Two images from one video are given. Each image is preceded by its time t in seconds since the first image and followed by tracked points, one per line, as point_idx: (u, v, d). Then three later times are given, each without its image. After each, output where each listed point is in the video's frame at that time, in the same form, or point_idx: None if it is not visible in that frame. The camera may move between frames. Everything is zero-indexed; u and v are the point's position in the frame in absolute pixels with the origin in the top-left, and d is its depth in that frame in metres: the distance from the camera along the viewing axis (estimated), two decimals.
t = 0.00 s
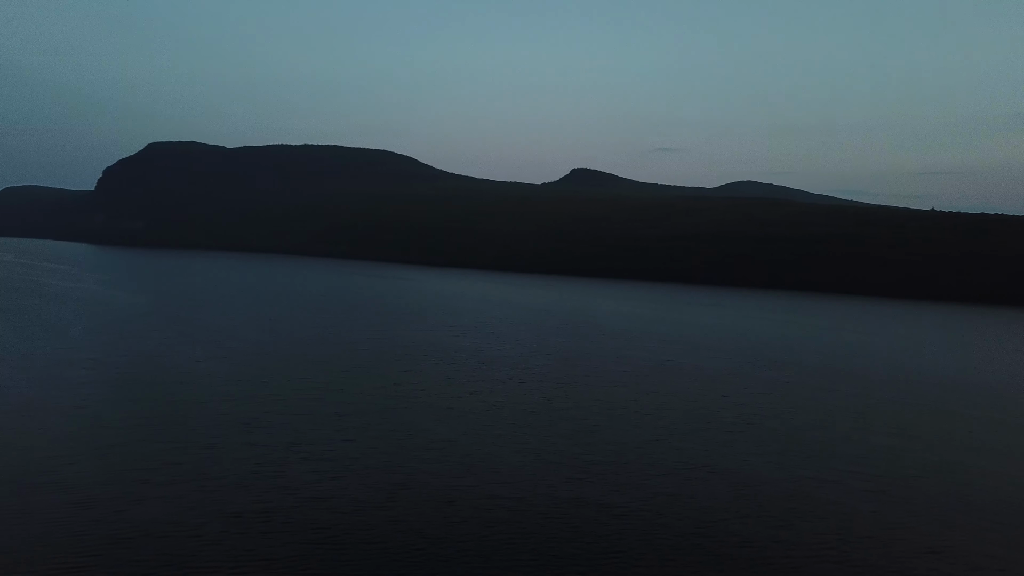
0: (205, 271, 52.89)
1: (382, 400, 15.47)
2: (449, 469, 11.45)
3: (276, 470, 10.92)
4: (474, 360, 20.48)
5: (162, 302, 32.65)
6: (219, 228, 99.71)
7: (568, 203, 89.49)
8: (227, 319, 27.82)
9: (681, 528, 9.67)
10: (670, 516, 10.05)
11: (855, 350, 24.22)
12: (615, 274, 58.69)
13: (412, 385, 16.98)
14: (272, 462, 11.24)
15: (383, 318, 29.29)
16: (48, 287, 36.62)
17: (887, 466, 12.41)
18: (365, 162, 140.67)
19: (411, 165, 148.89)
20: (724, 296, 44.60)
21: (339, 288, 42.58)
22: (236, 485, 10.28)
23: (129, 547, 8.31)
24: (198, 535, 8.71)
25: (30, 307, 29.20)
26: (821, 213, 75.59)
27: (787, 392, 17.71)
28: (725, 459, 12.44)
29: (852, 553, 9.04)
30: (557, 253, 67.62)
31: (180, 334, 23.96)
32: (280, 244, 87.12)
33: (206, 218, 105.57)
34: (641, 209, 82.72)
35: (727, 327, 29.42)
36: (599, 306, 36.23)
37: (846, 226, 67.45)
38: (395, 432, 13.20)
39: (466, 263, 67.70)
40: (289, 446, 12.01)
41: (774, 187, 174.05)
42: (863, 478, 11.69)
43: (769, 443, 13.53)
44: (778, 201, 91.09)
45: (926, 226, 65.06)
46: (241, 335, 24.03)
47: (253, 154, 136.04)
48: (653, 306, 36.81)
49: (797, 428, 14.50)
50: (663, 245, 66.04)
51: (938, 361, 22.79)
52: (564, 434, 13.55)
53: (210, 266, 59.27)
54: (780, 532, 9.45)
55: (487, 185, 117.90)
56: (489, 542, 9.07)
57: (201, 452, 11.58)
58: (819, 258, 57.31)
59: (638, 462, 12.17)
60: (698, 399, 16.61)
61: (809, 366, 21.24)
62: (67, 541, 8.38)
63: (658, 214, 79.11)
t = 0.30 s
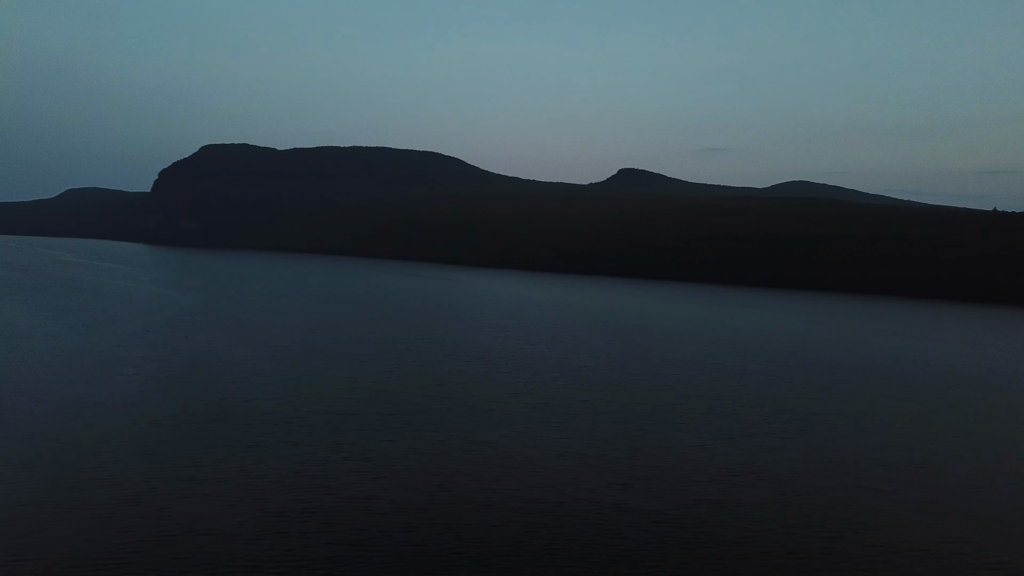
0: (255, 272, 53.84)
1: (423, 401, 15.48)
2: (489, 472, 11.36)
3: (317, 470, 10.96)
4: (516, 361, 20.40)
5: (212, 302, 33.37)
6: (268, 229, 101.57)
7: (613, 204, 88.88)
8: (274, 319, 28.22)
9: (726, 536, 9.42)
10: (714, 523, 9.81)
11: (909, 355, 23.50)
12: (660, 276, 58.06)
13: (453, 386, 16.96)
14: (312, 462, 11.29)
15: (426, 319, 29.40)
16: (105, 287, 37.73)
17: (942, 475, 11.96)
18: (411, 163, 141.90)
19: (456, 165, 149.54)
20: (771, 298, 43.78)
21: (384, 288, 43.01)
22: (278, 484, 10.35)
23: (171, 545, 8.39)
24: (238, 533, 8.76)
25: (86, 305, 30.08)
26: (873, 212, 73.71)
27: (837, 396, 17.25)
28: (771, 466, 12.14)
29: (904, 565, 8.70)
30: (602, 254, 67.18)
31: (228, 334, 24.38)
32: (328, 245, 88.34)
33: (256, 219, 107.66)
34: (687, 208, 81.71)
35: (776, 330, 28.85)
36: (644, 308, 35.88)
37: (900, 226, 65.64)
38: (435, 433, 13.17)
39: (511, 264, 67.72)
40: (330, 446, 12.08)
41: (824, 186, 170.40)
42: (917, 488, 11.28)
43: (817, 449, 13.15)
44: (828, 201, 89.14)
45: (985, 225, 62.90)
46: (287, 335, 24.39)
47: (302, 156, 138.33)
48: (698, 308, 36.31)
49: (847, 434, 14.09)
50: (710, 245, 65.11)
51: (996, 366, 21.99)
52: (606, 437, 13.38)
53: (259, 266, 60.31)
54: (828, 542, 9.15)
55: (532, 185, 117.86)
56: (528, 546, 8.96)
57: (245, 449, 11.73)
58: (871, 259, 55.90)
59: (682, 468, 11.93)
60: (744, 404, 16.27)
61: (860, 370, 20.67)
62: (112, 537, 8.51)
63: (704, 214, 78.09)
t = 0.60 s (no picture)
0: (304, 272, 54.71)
1: (466, 402, 15.46)
2: (529, 475, 11.25)
3: (358, 470, 11.00)
4: (560, 363, 20.27)
5: (262, 301, 33.97)
6: (317, 231, 103.24)
7: (660, 204, 88.02)
8: (322, 319, 28.59)
9: (771, 546, 9.15)
10: (758, 532, 9.55)
11: (968, 360, 22.71)
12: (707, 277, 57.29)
13: (495, 388, 16.91)
14: (353, 461, 11.34)
15: (471, 319, 29.45)
16: (159, 286, 38.80)
17: (1001, 486, 11.46)
18: (458, 162, 142.49)
19: (503, 165, 149.75)
20: (823, 300, 42.85)
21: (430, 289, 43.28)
22: (318, 483, 10.40)
23: (211, 542, 8.48)
24: (278, 532, 8.81)
25: (141, 304, 30.86)
26: (930, 212, 71.60)
27: (890, 403, 16.73)
28: (819, 474, 11.79)
29: None
30: (648, 255, 66.59)
31: (277, 333, 24.76)
32: (375, 246, 89.38)
33: (305, 220, 109.47)
34: (736, 208, 80.48)
35: (825, 333, 28.21)
36: (690, 309, 35.41)
37: (959, 226, 63.60)
38: (477, 435, 13.12)
39: (556, 266, 67.61)
40: (372, 446, 12.12)
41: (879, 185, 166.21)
42: (973, 500, 10.82)
43: (868, 457, 12.75)
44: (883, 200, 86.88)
45: None
46: (333, 334, 24.70)
47: (350, 157, 140.09)
48: (746, 310, 35.68)
49: (900, 442, 13.63)
50: (759, 246, 64.00)
51: None
52: (649, 442, 13.16)
53: (307, 267, 61.26)
54: (877, 555, 8.82)
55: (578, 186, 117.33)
56: (566, 551, 8.83)
57: (289, 448, 11.83)
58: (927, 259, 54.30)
59: (725, 474, 11.67)
60: (792, 409, 15.89)
61: (914, 375, 20.03)
62: (156, 534, 8.64)
63: (754, 214, 76.81)
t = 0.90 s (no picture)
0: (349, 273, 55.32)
1: (505, 403, 15.39)
2: (567, 478, 11.12)
3: (396, 470, 11.00)
4: (601, 365, 20.08)
5: (306, 301, 34.40)
6: (362, 231, 104.40)
7: (705, 203, 86.91)
8: (365, 319, 28.82)
9: (813, 555, 8.90)
10: (801, 541, 9.27)
11: None
12: (753, 280, 56.41)
13: (533, 390, 16.82)
14: (391, 462, 11.35)
15: (512, 320, 29.40)
16: (207, 286, 39.54)
17: None
18: (501, 162, 142.54)
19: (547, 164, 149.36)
20: (873, 302, 41.81)
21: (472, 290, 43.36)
22: (356, 484, 10.43)
23: (248, 541, 8.54)
24: (315, 532, 8.84)
25: (190, 304, 31.50)
26: (987, 211, 69.33)
27: (942, 409, 16.19)
28: (866, 482, 11.45)
29: None
30: (692, 256, 65.79)
31: (319, 333, 25.00)
32: (419, 248, 90.05)
33: (350, 221, 110.75)
34: (783, 207, 79.03)
35: (874, 336, 27.48)
36: (735, 311, 34.81)
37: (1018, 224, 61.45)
38: (517, 436, 13.05)
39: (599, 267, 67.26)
40: (410, 447, 12.12)
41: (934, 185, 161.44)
42: None
43: (919, 466, 12.32)
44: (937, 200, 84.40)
45: None
46: (374, 334, 24.86)
47: (394, 158, 141.21)
48: (794, 312, 34.94)
49: (952, 450, 13.17)
50: (806, 246, 62.76)
51: None
52: (691, 446, 12.93)
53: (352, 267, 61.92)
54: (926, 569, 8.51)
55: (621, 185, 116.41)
56: (601, 557, 8.69)
57: (327, 448, 11.89)
58: (983, 260, 52.55)
59: (768, 480, 11.39)
60: (839, 414, 15.48)
61: (969, 381, 19.35)
62: (194, 531, 8.74)
63: (802, 213, 75.32)
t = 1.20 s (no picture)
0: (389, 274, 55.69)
1: (540, 406, 15.27)
2: (601, 482, 10.96)
3: (428, 472, 10.96)
4: (639, 368, 19.83)
5: (345, 302, 34.69)
6: (401, 232, 105.11)
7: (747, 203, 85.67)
8: (402, 320, 28.93)
9: (854, 566, 8.62)
10: (842, 551, 8.99)
11: None
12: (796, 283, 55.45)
13: (568, 392, 16.68)
14: (423, 463, 11.30)
15: (549, 322, 29.24)
16: (249, 286, 40.16)
17: None
18: (539, 160, 142.23)
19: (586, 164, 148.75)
20: (920, 305, 40.80)
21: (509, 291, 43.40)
22: (387, 484, 10.41)
23: (279, 540, 8.58)
24: (346, 532, 8.83)
25: (231, 304, 31.96)
26: None
27: (993, 416, 15.65)
28: (911, 490, 11.08)
29: None
30: (733, 258, 64.90)
31: (357, 334, 25.15)
32: (457, 249, 90.34)
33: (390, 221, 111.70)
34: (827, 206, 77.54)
35: (921, 340, 26.75)
36: (776, 313, 34.17)
37: None
38: (551, 439, 12.92)
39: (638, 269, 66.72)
40: (443, 448, 12.07)
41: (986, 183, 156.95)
42: None
43: (967, 475, 11.88)
44: (989, 199, 81.98)
45: None
46: (411, 335, 24.95)
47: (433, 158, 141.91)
48: (838, 315, 34.20)
49: (1002, 459, 12.70)
50: (851, 245, 61.46)
51: None
52: (729, 451, 12.69)
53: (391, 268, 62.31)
54: None
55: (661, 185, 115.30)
56: (634, 562, 8.52)
57: (361, 448, 11.91)
58: None
59: (809, 488, 11.10)
60: (883, 420, 15.05)
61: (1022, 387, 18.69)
62: (227, 530, 8.80)
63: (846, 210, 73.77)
